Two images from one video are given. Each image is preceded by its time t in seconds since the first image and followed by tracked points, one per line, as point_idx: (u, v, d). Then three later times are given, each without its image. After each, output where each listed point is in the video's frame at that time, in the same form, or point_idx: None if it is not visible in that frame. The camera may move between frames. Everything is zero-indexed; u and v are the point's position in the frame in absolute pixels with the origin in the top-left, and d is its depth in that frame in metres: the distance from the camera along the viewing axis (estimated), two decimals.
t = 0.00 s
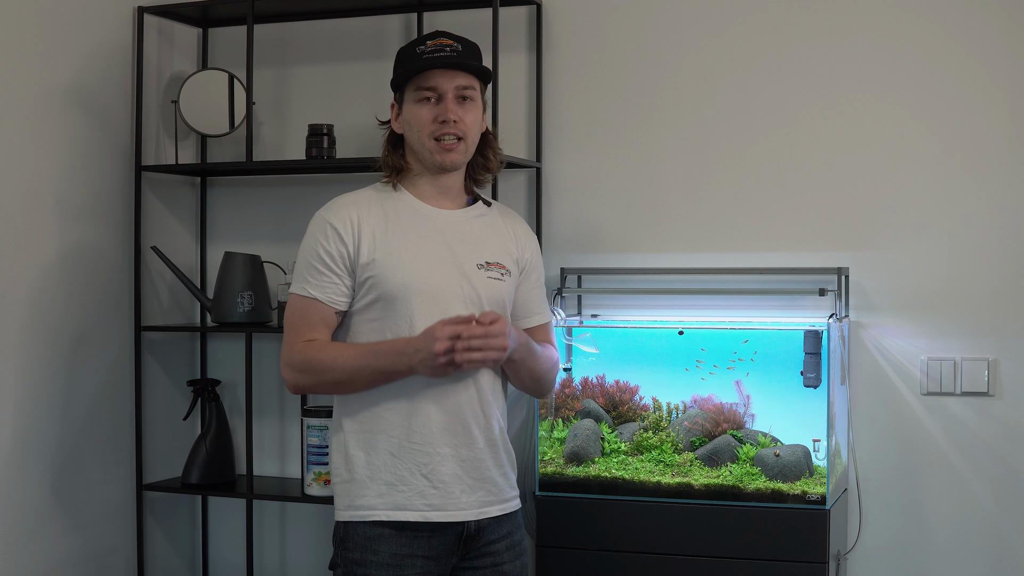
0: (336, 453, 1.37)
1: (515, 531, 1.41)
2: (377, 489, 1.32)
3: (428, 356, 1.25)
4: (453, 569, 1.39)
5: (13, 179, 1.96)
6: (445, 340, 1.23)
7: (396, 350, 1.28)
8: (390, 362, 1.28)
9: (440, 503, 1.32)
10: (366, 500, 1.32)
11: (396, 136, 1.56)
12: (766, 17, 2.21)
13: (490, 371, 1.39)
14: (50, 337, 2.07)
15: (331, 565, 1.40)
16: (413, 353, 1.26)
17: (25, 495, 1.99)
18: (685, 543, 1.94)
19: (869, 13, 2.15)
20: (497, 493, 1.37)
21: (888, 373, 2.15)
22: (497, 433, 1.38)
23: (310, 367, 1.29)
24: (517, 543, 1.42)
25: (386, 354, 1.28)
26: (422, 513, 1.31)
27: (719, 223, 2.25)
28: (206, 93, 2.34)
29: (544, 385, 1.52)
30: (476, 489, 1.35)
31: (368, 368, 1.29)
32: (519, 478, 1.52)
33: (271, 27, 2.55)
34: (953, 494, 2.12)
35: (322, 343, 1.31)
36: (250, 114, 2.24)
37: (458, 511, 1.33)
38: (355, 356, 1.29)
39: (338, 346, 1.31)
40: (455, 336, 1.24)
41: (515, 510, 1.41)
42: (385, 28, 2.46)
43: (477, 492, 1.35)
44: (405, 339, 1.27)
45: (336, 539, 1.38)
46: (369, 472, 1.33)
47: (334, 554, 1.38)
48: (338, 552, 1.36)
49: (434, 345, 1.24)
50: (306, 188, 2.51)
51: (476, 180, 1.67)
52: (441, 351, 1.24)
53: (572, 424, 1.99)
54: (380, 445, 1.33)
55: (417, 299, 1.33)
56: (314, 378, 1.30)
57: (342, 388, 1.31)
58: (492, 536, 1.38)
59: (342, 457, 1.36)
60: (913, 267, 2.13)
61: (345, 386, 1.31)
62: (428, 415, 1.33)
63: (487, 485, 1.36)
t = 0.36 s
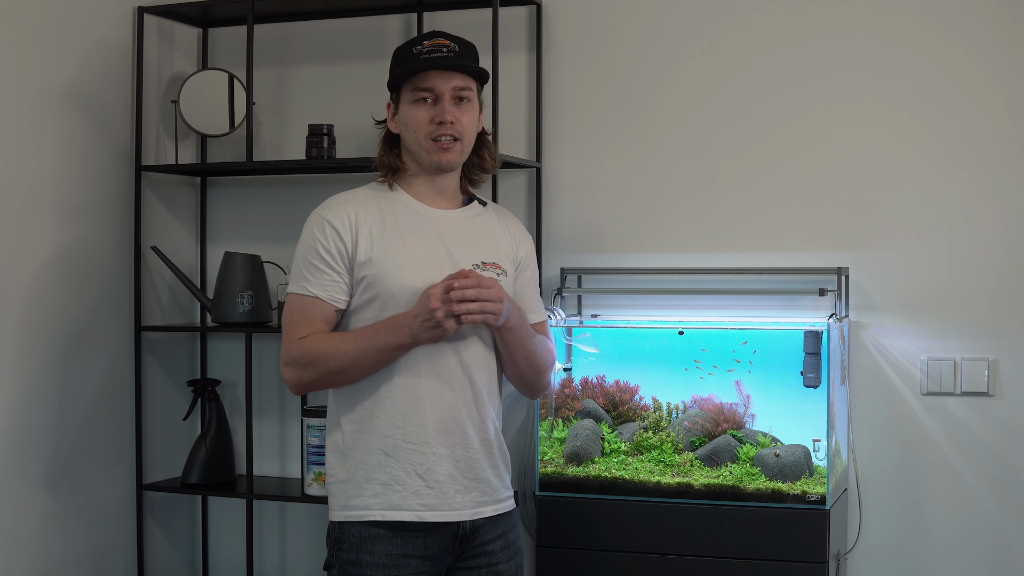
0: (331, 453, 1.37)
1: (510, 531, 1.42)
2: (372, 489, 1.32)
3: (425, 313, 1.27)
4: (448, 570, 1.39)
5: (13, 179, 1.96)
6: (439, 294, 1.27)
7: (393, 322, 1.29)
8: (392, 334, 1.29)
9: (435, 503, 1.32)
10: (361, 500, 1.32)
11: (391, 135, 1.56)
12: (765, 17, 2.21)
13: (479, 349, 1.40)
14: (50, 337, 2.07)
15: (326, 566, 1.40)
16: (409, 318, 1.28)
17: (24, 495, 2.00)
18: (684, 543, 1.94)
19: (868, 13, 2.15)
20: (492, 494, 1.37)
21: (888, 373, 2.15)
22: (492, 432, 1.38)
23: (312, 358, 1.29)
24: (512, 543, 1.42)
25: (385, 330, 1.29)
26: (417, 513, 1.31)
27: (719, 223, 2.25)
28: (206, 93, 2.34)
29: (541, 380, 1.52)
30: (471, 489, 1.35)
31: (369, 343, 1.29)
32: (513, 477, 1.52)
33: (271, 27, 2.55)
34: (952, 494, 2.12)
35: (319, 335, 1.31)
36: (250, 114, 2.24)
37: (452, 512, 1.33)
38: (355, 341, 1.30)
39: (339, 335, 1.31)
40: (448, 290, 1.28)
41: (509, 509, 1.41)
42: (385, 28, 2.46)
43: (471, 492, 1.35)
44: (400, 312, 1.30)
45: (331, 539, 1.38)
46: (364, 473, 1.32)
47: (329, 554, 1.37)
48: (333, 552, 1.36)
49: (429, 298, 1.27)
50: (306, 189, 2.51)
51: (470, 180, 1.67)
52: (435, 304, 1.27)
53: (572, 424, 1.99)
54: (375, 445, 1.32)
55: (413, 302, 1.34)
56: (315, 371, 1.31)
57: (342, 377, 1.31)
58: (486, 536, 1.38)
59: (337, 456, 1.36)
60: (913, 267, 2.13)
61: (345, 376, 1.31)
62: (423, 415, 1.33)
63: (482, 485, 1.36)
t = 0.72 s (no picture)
0: (329, 453, 1.37)
1: (508, 532, 1.42)
2: (369, 489, 1.32)
3: (433, 389, 1.26)
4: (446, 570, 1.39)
5: (13, 180, 1.97)
6: (449, 376, 1.26)
7: (398, 371, 1.27)
8: (395, 387, 1.27)
9: (432, 503, 1.32)
10: (358, 501, 1.32)
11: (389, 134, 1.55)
12: (765, 17, 2.21)
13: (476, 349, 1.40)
14: (50, 337, 2.08)
15: (324, 567, 1.40)
16: (413, 382, 1.27)
17: (25, 495, 2.00)
18: (684, 542, 1.94)
19: (869, 13, 2.15)
20: (489, 495, 1.37)
21: (888, 373, 2.15)
22: (489, 433, 1.38)
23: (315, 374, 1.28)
24: (510, 544, 1.42)
25: (388, 376, 1.28)
26: (414, 513, 1.31)
27: (720, 223, 2.25)
28: (206, 93, 2.34)
29: (538, 388, 1.52)
30: (469, 490, 1.35)
31: (370, 388, 1.28)
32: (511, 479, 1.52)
33: (270, 27, 2.55)
34: (952, 494, 2.12)
35: (323, 350, 1.30)
36: (250, 114, 2.24)
37: (450, 512, 1.33)
38: (358, 372, 1.28)
39: (342, 356, 1.30)
40: (458, 372, 1.26)
41: (507, 511, 1.41)
42: (385, 28, 2.46)
43: (469, 493, 1.35)
44: (407, 365, 1.27)
45: (329, 540, 1.38)
46: (362, 473, 1.33)
47: (327, 555, 1.37)
48: (331, 552, 1.36)
49: (440, 380, 1.25)
50: (306, 188, 2.51)
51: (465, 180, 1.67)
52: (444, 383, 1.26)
53: (572, 424, 1.99)
54: (373, 444, 1.33)
55: (410, 300, 1.33)
56: (316, 386, 1.29)
57: (343, 399, 1.30)
58: (484, 536, 1.38)
59: (335, 457, 1.36)
60: (913, 267, 2.13)
61: (345, 398, 1.30)
62: (420, 415, 1.33)
63: (480, 486, 1.36)
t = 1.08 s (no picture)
0: (331, 454, 1.37)
1: (510, 531, 1.42)
2: (371, 491, 1.32)
3: (431, 396, 1.25)
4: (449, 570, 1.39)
5: (12, 180, 1.97)
6: (446, 383, 1.25)
7: (394, 380, 1.27)
8: (390, 392, 1.27)
9: (435, 506, 1.32)
10: (361, 502, 1.32)
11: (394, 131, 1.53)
12: (765, 17, 2.21)
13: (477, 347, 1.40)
14: (49, 337, 2.08)
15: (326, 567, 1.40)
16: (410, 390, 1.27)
17: (24, 495, 2.00)
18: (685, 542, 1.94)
19: (869, 13, 2.15)
20: (491, 496, 1.37)
21: (888, 373, 2.15)
22: (491, 435, 1.38)
23: (311, 376, 1.28)
24: (512, 543, 1.42)
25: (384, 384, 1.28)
26: (416, 516, 1.31)
27: (720, 223, 2.25)
28: (205, 93, 2.34)
29: (538, 388, 1.51)
30: (471, 492, 1.35)
31: (368, 393, 1.28)
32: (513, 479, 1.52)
33: (271, 27, 2.55)
34: (952, 494, 2.12)
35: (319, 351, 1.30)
36: (250, 114, 2.24)
37: (453, 514, 1.33)
38: (355, 373, 1.28)
39: (340, 359, 1.30)
40: (456, 378, 1.25)
41: (509, 511, 1.41)
42: (385, 28, 2.46)
43: (471, 495, 1.35)
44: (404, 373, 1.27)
45: (331, 540, 1.38)
46: (364, 474, 1.33)
47: (329, 555, 1.37)
48: (333, 552, 1.36)
49: (436, 388, 1.25)
50: (306, 188, 2.50)
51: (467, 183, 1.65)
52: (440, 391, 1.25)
53: (572, 424, 1.99)
54: (376, 446, 1.33)
55: (413, 302, 1.33)
56: (312, 388, 1.29)
57: (339, 400, 1.30)
58: (486, 536, 1.38)
59: (337, 457, 1.36)
60: (913, 267, 2.13)
61: (341, 400, 1.30)
62: (422, 418, 1.33)
63: (483, 488, 1.36)
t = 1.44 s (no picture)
0: (334, 457, 1.35)
1: (509, 529, 1.43)
2: (378, 494, 1.31)
3: (455, 382, 1.24)
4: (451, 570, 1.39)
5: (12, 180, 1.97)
6: (473, 369, 1.24)
7: (412, 370, 1.26)
8: (409, 382, 1.26)
9: (442, 507, 1.32)
10: (368, 505, 1.31)
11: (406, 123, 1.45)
12: (765, 17, 2.21)
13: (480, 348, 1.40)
14: (49, 337, 2.08)
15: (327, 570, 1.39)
16: (432, 377, 1.26)
17: (25, 494, 2.00)
18: (685, 542, 1.94)
19: (869, 12, 2.15)
20: (494, 496, 1.39)
21: (888, 373, 2.15)
22: (493, 436, 1.40)
23: (323, 375, 1.24)
24: (511, 541, 1.43)
25: (401, 374, 1.26)
26: (424, 517, 1.31)
27: (719, 224, 2.25)
28: (206, 93, 2.34)
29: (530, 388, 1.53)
30: (477, 493, 1.36)
31: (384, 385, 1.26)
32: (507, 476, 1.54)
33: (271, 27, 2.55)
34: (952, 494, 2.12)
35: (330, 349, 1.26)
36: (250, 114, 2.24)
37: (460, 515, 1.33)
38: (369, 369, 1.26)
39: (352, 357, 1.27)
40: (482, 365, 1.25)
41: (509, 510, 1.43)
42: (385, 28, 2.46)
43: (477, 496, 1.36)
44: (425, 362, 1.26)
45: (333, 543, 1.37)
46: (371, 477, 1.32)
47: (332, 557, 1.36)
48: (337, 555, 1.35)
49: (462, 373, 1.24)
50: (306, 188, 2.51)
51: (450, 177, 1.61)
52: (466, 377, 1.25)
53: (572, 424, 1.99)
54: (383, 450, 1.32)
55: (423, 304, 1.33)
56: (322, 387, 1.26)
57: (351, 398, 1.27)
58: (488, 535, 1.39)
59: (341, 460, 1.34)
60: (913, 267, 2.13)
61: (352, 397, 1.27)
62: (429, 420, 1.33)
63: (487, 488, 1.37)
